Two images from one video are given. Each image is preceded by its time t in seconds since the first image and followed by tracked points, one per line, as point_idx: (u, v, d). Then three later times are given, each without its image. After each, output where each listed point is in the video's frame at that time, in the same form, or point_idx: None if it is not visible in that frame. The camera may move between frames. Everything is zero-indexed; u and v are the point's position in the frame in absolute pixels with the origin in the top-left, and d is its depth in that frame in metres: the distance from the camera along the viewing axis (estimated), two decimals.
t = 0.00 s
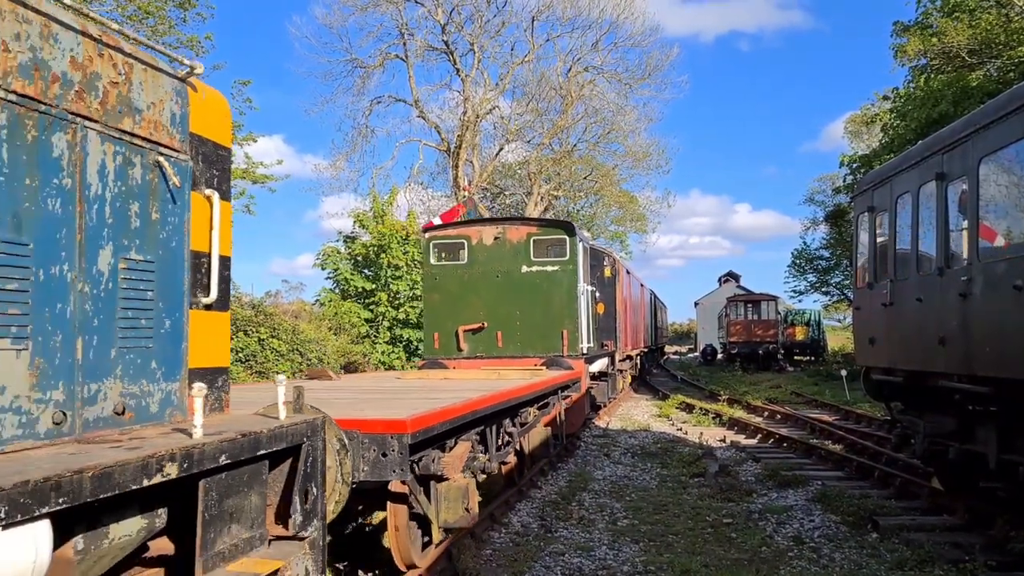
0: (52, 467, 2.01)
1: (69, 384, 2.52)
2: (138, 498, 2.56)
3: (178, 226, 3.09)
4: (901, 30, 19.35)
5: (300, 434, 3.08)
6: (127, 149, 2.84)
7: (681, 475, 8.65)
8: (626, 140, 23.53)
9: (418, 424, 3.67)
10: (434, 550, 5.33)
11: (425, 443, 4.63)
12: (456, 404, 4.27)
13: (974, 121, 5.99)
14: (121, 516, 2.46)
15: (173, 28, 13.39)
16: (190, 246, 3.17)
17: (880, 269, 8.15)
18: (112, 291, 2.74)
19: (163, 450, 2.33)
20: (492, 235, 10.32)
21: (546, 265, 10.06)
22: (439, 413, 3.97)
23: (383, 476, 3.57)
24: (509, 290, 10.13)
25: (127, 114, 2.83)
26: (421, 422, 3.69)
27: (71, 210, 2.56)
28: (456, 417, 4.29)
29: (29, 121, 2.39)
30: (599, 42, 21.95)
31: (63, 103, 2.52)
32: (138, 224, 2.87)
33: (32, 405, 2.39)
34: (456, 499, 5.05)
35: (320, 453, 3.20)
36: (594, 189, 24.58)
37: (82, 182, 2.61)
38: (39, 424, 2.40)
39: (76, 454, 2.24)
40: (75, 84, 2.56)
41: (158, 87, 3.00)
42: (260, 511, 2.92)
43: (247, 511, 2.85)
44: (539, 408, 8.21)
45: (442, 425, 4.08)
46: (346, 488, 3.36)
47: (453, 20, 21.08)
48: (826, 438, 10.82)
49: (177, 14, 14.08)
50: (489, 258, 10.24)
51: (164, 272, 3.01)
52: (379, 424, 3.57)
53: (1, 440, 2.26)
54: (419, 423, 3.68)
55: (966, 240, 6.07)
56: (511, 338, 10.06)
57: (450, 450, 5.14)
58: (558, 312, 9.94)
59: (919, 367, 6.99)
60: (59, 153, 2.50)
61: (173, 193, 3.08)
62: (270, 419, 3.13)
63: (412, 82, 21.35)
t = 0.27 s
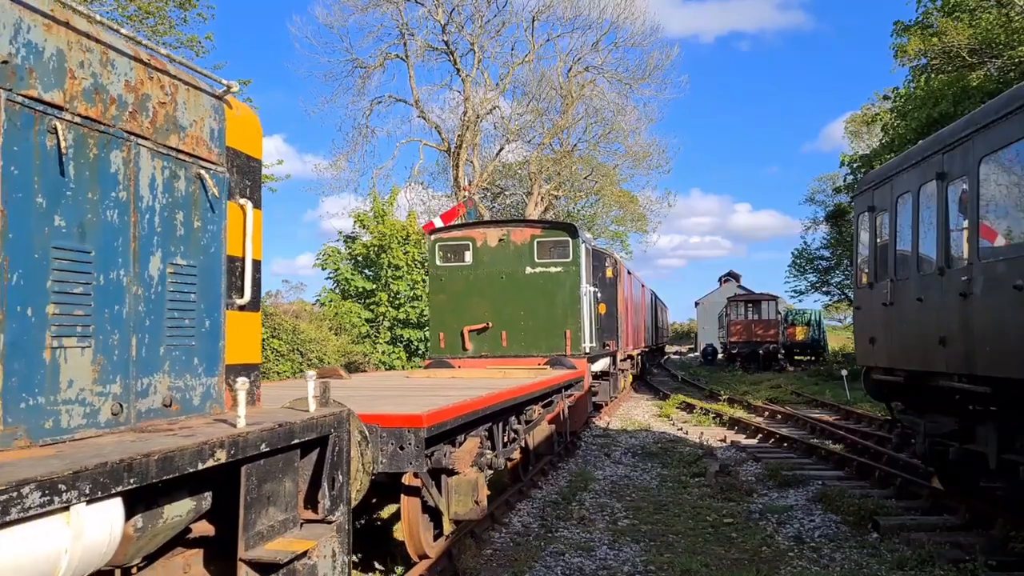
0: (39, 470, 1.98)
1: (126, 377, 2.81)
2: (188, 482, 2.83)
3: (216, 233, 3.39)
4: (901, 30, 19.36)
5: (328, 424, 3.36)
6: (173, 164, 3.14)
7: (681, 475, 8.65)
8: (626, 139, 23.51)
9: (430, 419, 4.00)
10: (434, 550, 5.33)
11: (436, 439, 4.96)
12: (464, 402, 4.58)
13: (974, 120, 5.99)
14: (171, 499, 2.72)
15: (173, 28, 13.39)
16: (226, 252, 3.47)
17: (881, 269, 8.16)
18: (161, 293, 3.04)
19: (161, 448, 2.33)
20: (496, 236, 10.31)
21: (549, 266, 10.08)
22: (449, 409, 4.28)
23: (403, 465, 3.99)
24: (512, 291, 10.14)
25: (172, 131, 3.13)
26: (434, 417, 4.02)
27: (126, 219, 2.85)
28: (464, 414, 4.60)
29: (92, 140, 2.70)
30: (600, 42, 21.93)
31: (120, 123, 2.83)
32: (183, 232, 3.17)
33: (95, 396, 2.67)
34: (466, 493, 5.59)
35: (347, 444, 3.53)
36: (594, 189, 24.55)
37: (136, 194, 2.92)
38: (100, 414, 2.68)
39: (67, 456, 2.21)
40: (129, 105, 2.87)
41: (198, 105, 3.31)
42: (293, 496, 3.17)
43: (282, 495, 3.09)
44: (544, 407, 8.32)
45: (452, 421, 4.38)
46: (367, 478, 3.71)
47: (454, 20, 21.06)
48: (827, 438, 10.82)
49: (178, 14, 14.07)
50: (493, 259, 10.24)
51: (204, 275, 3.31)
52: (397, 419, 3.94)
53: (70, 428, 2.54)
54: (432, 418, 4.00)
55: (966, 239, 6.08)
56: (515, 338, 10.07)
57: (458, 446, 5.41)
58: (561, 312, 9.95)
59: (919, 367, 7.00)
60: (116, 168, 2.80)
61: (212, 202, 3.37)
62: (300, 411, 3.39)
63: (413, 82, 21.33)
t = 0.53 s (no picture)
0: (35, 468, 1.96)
1: (173, 372, 3.05)
2: (230, 469, 3.07)
3: (250, 239, 3.61)
4: (902, 29, 19.38)
5: (354, 416, 3.58)
6: (213, 176, 3.37)
7: (682, 474, 8.66)
8: (626, 139, 23.50)
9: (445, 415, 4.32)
10: (434, 550, 5.34)
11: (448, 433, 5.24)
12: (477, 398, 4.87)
13: (975, 120, 5.98)
14: (216, 483, 2.97)
15: (173, 27, 13.39)
16: (258, 256, 3.69)
17: (881, 269, 8.16)
18: (203, 295, 3.26)
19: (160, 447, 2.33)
20: (500, 238, 10.30)
21: (552, 266, 10.09)
22: (461, 405, 4.59)
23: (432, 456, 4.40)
24: (516, 291, 10.15)
25: (213, 145, 3.36)
26: (448, 413, 4.34)
27: (174, 227, 3.09)
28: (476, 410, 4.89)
29: (145, 156, 2.93)
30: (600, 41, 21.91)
31: (168, 140, 3.07)
32: (221, 238, 3.41)
33: (148, 390, 2.91)
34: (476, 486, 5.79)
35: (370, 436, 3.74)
36: (594, 189, 24.54)
37: (183, 205, 3.15)
38: (152, 405, 2.93)
39: (64, 454, 2.19)
40: (175, 123, 3.10)
41: (234, 121, 3.54)
42: (322, 483, 3.37)
43: (312, 482, 3.30)
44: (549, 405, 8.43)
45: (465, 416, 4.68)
46: (386, 468, 3.93)
47: (454, 19, 21.05)
48: (827, 438, 10.82)
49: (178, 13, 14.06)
50: (496, 260, 10.24)
51: (239, 279, 3.54)
52: (414, 414, 4.25)
53: (127, 418, 2.80)
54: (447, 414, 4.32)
55: (966, 240, 6.08)
56: (519, 338, 10.08)
57: (469, 441, 5.66)
58: (565, 312, 9.97)
59: (919, 366, 7.00)
60: (165, 181, 3.04)
61: (246, 209, 3.60)
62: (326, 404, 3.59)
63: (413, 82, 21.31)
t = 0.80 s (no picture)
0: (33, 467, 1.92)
1: (212, 369, 3.29)
2: (264, 457, 3.21)
3: (278, 244, 3.83)
4: (901, 29, 19.39)
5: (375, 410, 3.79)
6: (246, 186, 3.59)
7: (682, 474, 8.66)
8: (626, 139, 23.49)
9: (459, 411, 4.46)
10: (434, 550, 5.34)
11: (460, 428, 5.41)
12: (491, 395, 5.00)
13: (975, 120, 5.98)
14: (253, 470, 3.10)
15: (174, 27, 13.40)
16: (285, 261, 3.89)
17: (881, 269, 8.16)
18: (237, 297, 3.48)
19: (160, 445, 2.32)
20: (504, 240, 10.27)
21: (555, 267, 10.08)
22: (475, 402, 4.71)
23: (434, 453, 4.44)
24: (520, 292, 10.15)
25: (246, 158, 3.58)
26: (461, 409, 4.48)
27: (212, 235, 3.32)
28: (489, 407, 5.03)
29: (188, 169, 3.17)
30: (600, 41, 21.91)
31: (208, 154, 3.31)
32: (253, 244, 3.63)
33: (191, 383, 3.15)
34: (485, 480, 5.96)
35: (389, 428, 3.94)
36: (594, 189, 24.53)
37: (220, 214, 3.37)
38: (195, 398, 3.16)
39: (56, 454, 2.14)
40: (213, 138, 3.34)
41: (264, 134, 3.76)
42: (346, 471, 3.56)
43: (338, 471, 3.48)
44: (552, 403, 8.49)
45: (477, 412, 4.81)
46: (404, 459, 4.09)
47: (454, 19, 21.05)
48: (827, 438, 10.82)
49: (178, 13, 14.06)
50: (500, 262, 10.23)
51: (268, 282, 3.76)
52: (428, 410, 4.40)
53: (174, 410, 3.04)
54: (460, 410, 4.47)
55: (967, 239, 6.08)
56: (523, 338, 10.08)
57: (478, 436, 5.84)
58: (568, 313, 9.98)
59: (919, 366, 7.00)
60: (205, 192, 3.28)
61: (275, 216, 3.80)
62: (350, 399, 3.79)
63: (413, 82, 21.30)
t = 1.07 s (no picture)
0: (22, 470, 1.92)
1: (246, 365, 3.53)
2: (293, 448, 3.39)
3: (303, 250, 4.06)
4: (902, 29, 19.40)
5: (394, 403, 4.00)
6: (275, 196, 3.83)
7: (683, 474, 8.67)
8: (627, 139, 23.48)
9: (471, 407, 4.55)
10: (434, 550, 5.34)
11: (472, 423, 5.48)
12: (500, 392, 5.08)
13: (975, 120, 5.98)
14: (284, 459, 3.30)
15: (174, 27, 13.40)
16: (309, 265, 4.14)
17: (881, 269, 8.16)
18: (267, 299, 3.72)
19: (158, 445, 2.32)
20: (508, 241, 10.28)
21: (558, 268, 10.09)
22: (485, 399, 4.80)
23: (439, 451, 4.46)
24: (523, 292, 10.15)
25: (274, 169, 3.81)
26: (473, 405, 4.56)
27: (246, 241, 3.56)
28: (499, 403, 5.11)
29: (226, 181, 3.42)
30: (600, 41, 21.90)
31: (242, 167, 3.56)
32: (281, 249, 3.86)
33: (228, 378, 3.39)
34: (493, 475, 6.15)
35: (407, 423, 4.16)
36: (595, 189, 24.52)
37: (253, 222, 3.62)
38: (232, 392, 3.41)
39: (72, 451, 2.20)
40: (247, 152, 3.59)
41: (290, 147, 3.99)
42: (368, 463, 3.76)
43: (360, 460, 3.69)
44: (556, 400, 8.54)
45: (487, 409, 4.89)
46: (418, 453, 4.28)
47: (454, 19, 21.04)
48: (828, 438, 10.81)
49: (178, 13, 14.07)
50: (504, 263, 10.23)
51: (295, 284, 4.00)
52: (441, 407, 4.48)
53: (214, 403, 3.29)
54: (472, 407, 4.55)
55: (967, 239, 6.07)
56: (527, 338, 10.08)
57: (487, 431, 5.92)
58: (571, 313, 9.97)
59: (919, 367, 7.01)
60: (240, 202, 3.53)
61: (301, 222, 4.05)
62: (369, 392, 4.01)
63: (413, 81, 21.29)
